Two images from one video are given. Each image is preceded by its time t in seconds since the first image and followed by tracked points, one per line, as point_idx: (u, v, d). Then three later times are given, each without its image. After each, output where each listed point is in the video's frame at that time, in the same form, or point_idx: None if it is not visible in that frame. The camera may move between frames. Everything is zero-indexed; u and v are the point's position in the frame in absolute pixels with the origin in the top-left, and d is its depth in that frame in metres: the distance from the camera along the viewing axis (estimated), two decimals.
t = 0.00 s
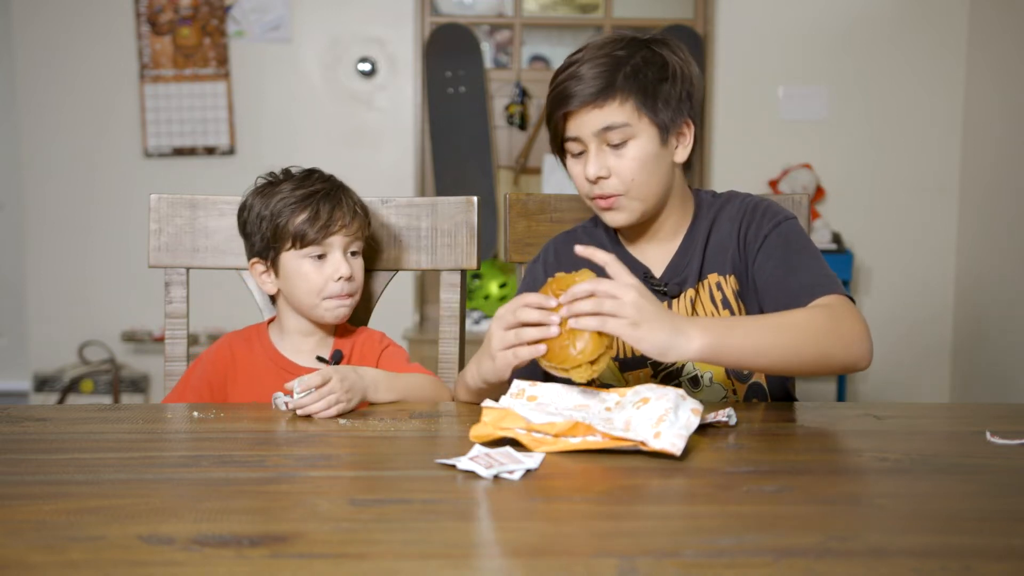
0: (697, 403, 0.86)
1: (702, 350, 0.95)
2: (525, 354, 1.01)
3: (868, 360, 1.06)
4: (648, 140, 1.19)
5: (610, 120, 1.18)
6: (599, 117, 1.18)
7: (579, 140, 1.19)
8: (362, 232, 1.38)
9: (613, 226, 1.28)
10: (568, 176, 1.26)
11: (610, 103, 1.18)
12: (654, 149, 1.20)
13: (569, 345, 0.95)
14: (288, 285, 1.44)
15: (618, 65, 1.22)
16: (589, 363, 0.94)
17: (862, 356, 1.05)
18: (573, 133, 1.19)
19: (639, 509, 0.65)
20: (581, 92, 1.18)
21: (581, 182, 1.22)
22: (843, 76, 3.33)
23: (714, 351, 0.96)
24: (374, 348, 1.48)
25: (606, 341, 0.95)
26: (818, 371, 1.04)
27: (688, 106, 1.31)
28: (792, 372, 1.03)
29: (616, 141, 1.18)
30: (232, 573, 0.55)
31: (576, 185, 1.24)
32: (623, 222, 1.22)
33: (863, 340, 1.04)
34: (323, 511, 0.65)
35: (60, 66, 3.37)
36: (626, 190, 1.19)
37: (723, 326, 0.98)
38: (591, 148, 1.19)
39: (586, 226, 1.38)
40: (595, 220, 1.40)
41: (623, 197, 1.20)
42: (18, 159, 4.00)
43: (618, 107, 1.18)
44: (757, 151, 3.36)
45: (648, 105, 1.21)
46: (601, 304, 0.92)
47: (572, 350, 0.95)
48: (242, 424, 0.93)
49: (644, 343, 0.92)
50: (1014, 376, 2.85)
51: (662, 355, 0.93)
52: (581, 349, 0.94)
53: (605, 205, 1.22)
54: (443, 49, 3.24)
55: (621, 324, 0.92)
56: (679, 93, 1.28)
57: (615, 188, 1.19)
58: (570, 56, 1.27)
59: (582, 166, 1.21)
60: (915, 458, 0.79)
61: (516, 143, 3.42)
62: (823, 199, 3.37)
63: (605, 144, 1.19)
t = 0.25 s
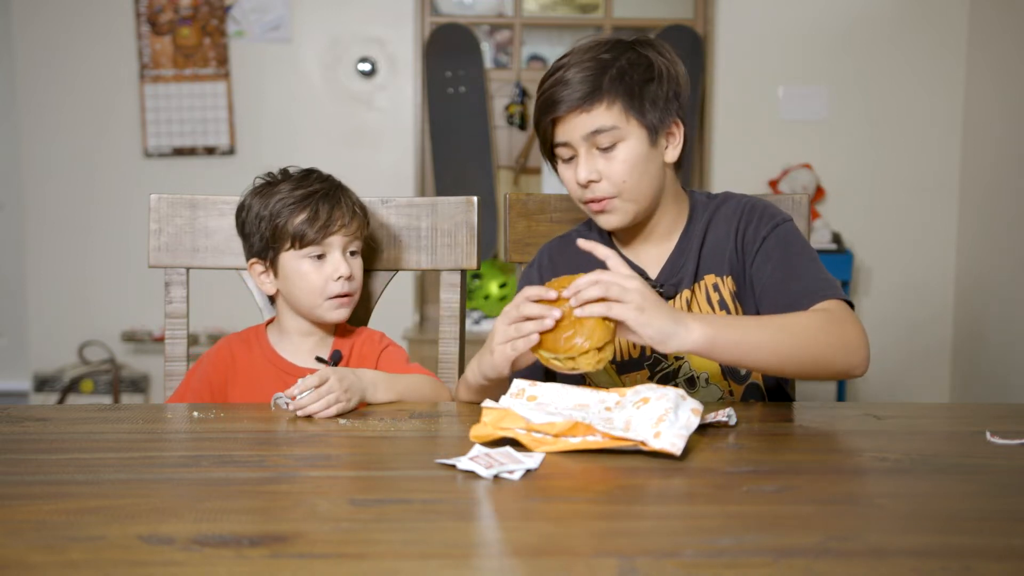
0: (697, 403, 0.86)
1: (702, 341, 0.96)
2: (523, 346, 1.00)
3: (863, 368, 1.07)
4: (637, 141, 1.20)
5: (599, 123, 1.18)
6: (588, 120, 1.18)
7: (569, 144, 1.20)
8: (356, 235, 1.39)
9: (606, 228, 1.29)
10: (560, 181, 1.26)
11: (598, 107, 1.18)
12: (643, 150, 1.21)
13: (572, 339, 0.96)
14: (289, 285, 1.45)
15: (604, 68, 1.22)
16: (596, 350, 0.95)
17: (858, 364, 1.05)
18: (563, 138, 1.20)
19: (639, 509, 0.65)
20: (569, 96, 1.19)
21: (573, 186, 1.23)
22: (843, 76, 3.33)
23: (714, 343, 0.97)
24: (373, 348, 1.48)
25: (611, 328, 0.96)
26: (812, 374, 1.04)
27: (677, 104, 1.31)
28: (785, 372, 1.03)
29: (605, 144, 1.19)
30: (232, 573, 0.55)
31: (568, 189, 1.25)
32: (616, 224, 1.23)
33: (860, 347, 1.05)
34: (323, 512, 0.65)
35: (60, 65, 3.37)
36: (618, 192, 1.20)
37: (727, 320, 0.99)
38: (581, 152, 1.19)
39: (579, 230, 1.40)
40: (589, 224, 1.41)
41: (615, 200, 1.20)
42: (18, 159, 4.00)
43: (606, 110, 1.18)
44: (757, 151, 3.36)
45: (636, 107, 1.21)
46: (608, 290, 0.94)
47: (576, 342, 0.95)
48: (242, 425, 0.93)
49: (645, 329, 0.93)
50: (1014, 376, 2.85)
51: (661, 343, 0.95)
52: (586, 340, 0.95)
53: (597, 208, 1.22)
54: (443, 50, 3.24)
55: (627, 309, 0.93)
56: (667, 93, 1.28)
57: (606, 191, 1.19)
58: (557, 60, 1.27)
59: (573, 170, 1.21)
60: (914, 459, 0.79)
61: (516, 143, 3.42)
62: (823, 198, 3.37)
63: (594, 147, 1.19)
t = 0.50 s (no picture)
0: (697, 402, 0.86)
1: (697, 325, 0.98)
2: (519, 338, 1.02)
3: (860, 364, 1.07)
4: (634, 140, 1.20)
5: (596, 123, 1.18)
6: (585, 120, 1.18)
7: (566, 144, 1.20)
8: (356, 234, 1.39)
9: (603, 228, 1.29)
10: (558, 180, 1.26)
11: (595, 106, 1.18)
12: (641, 148, 1.21)
13: (565, 331, 0.96)
14: (289, 286, 1.45)
15: (601, 68, 1.22)
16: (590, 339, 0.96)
17: (853, 358, 1.05)
18: (561, 137, 1.20)
19: (639, 509, 0.65)
20: (567, 96, 1.19)
21: (570, 186, 1.23)
22: (843, 76, 3.33)
23: (710, 327, 0.98)
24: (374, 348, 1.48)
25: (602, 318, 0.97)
26: (807, 367, 1.04)
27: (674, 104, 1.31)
28: (781, 364, 1.04)
29: (603, 144, 1.19)
30: (232, 573, 0.55)
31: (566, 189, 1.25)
32: (613, 223, 1.23)
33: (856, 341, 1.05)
34: (323, 511, 0.65)
35: (60, 65, 3.37)
36: (615, 191, 1.20)
37: (723, 306, 1.01)
38: (578, 151, 1.19)
39: (577, 230, 1.40)
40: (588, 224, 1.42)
41: (612, 199, 1.20)
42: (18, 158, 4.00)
43: (603, 109, 1.18)
44: (757, 151, 3.36)
45: (633, 106, 1.21)
46: (597, 279, 0.97)
47: (570, 334, 0.96)
48: (241, 424, 0.93)
49: (637, 312, 0.96)
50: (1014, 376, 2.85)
51: (655, 327, 0.97)
52: (580, 332, 0.96)
53: (594, 207, 1.22)
54: (443, 49, 3.24)
55: (618, 296, 0.96)
56: (663, 92, 1.28)
57: (603, 190, 1.19)
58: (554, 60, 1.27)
59: (570, 169, 1.21)
60: (914, 459, 0.79)
61: (516, 143, 3.42)
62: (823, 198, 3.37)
63: (592, 146, 1.19)
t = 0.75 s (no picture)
0: (697, 403, 0.86)
1: (700, 320, 0.98)
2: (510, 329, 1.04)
3: (862, 359, 1.07)
4: (632, 140, 1.20)
5: (595, 122, 1.18)
6: (584, 119, 1.18)
7: (564, 142, 1.20)
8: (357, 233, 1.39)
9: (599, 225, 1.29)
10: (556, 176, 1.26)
11: (594, 105, 1.18)
12: (637, 148, 1.21)
13: (554, 316, 1.00)
14: (288, 285, 1.45)
15: (602, 66, 1.21)
16: (576, 325, 1.00)
17: (856, 354, 1.05)
18: (559, 134, 1.20)
19: (640, 509, 0.65)
20: (567, 93, 1.19)
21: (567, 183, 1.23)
22: (843, 76, 3.33)
23: (713, 322, 0.98)
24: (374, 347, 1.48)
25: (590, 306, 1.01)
26: (809, 363, 1.04)
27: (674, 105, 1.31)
28: (783, 360, 1.04)
29: (601, 143, 1.19)
30: (233, 573, 0.55)
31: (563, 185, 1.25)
32: (608, 221, 1.23)
33: (857, 337, 1.05)
34: (323, 511, 0.65)
35: (60, 65, 3.37)
36: (610, 190, 1.20)
37: (724, 303, 1.01)
38: (576, 149, 1.19)
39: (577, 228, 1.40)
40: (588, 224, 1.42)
41: (607, 198, 1.21)
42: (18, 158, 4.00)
43: (601, 109, 1.18)
44: (757, 151, 3.36)
45: (633, 106, 1.21)
46: (601, 272, 0.97)
47: (559, 318, 0.99)
48: (242, 424, 0.93)
49: (639, 308, 0.95)
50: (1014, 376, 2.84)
51: (659, 323, 0.96)
52: (569, 316, 0.99)
53: (590, 205, 1.22)
54: (443, 49, 3.24)
55: (621, 290, 0.96)
56: (665, 92, 1.28)
57: (599, 189, 1.20)
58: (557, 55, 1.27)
59: (568, 167, 1.21)
60: (915, 459, 0.79)
61: (516, 143, 3.42)
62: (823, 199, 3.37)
63: (590, 145, 1.19)
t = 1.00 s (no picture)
0: (697, 403, 0.86)
1: (700, 325, 0.98)
2: (504, 333, 1.03)
3: (861, 369, 1.06)
4: (599, 148, 1.21)
5: (565, 130, 1.21)
6: (555, 127, 1.22)
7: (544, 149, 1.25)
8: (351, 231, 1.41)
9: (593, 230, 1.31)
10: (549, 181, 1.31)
11: (563, 113, 1.21)
12: (605, 156, 1.21)
13: (553, 329, 0.98)
14: (288, 283, 1.47)
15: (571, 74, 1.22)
16: (570, 342, 0.98)
17: (856, 363, 1.05)
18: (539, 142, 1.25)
19: (640, 508, 0.65)
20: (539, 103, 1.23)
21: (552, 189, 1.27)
22: (843, 76, 3.33)
23: (714, 328, 0.99)
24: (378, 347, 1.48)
25: (589, 320, 0.99)
26: (809, 371, 1.04)
27: (662, 111, 1.28)
28: (781, 367, 1.04)
29: (572, 150, 1.21)
30: (232, 573, 0.55)
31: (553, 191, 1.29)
32: (587, 227, 1.26)
33: (858, 345, 1.05)
34: (323, 511, 0.65)
35: (60, 65, 3.37)
36: (583, 198, 1.22)
37: (727, 309, 1.01)
38: (552, 156, 1.24)
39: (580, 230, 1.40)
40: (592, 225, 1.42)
41: (581, 206, 1.23)
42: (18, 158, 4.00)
43: (568, 117, 1.20)
44: (757, 151, 3.36)
45: (597, 115, 1.21)
46: (603, 274, 0.96)
47: (557, 332, 0.97)
48: (242, 424, 0.93)
49: (643, 311, 0.95)
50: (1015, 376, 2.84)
51: (661, 327, 0.96)
52: (567, 331, 0.97)
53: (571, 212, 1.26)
54: (443, 50, 3.24)
55: (626, 293, 0.95)
56: (643, 99, 1.25)
57: (573, 196, 1.23)
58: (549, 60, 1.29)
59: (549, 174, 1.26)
60: (915, 459, 0.79)
61: (516, 143, 3.42)
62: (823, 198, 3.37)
63: (564, 152, 1.22)
